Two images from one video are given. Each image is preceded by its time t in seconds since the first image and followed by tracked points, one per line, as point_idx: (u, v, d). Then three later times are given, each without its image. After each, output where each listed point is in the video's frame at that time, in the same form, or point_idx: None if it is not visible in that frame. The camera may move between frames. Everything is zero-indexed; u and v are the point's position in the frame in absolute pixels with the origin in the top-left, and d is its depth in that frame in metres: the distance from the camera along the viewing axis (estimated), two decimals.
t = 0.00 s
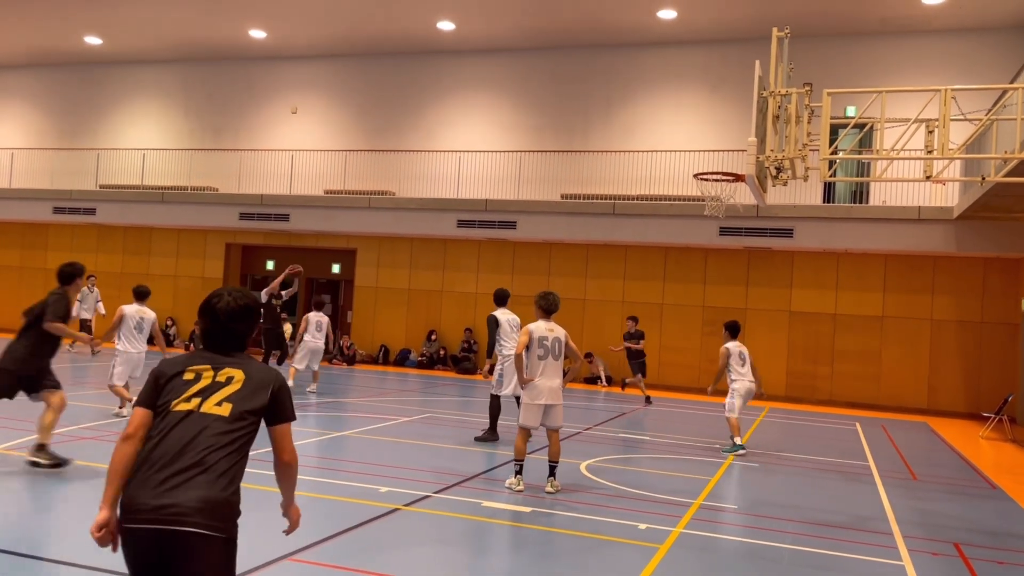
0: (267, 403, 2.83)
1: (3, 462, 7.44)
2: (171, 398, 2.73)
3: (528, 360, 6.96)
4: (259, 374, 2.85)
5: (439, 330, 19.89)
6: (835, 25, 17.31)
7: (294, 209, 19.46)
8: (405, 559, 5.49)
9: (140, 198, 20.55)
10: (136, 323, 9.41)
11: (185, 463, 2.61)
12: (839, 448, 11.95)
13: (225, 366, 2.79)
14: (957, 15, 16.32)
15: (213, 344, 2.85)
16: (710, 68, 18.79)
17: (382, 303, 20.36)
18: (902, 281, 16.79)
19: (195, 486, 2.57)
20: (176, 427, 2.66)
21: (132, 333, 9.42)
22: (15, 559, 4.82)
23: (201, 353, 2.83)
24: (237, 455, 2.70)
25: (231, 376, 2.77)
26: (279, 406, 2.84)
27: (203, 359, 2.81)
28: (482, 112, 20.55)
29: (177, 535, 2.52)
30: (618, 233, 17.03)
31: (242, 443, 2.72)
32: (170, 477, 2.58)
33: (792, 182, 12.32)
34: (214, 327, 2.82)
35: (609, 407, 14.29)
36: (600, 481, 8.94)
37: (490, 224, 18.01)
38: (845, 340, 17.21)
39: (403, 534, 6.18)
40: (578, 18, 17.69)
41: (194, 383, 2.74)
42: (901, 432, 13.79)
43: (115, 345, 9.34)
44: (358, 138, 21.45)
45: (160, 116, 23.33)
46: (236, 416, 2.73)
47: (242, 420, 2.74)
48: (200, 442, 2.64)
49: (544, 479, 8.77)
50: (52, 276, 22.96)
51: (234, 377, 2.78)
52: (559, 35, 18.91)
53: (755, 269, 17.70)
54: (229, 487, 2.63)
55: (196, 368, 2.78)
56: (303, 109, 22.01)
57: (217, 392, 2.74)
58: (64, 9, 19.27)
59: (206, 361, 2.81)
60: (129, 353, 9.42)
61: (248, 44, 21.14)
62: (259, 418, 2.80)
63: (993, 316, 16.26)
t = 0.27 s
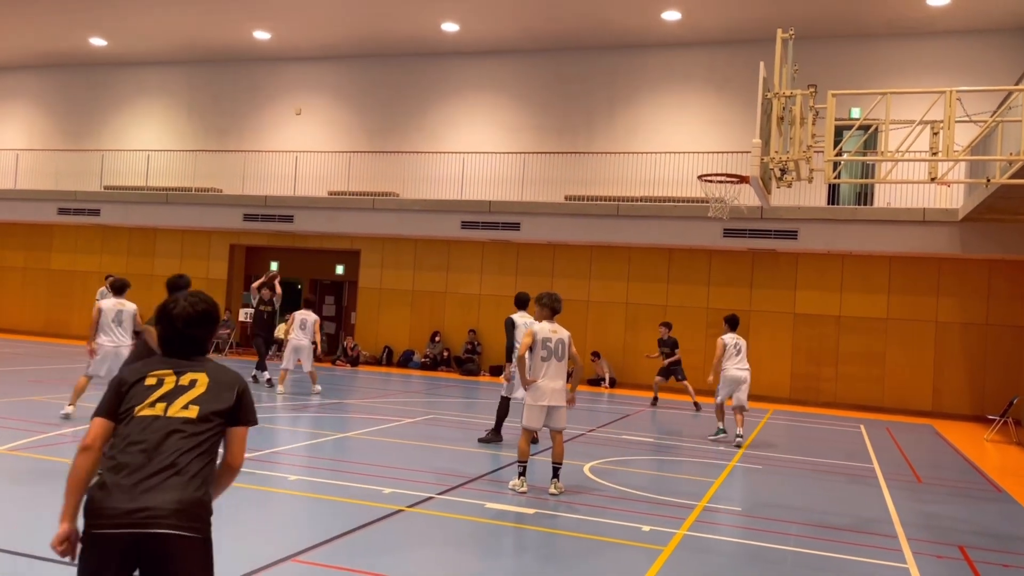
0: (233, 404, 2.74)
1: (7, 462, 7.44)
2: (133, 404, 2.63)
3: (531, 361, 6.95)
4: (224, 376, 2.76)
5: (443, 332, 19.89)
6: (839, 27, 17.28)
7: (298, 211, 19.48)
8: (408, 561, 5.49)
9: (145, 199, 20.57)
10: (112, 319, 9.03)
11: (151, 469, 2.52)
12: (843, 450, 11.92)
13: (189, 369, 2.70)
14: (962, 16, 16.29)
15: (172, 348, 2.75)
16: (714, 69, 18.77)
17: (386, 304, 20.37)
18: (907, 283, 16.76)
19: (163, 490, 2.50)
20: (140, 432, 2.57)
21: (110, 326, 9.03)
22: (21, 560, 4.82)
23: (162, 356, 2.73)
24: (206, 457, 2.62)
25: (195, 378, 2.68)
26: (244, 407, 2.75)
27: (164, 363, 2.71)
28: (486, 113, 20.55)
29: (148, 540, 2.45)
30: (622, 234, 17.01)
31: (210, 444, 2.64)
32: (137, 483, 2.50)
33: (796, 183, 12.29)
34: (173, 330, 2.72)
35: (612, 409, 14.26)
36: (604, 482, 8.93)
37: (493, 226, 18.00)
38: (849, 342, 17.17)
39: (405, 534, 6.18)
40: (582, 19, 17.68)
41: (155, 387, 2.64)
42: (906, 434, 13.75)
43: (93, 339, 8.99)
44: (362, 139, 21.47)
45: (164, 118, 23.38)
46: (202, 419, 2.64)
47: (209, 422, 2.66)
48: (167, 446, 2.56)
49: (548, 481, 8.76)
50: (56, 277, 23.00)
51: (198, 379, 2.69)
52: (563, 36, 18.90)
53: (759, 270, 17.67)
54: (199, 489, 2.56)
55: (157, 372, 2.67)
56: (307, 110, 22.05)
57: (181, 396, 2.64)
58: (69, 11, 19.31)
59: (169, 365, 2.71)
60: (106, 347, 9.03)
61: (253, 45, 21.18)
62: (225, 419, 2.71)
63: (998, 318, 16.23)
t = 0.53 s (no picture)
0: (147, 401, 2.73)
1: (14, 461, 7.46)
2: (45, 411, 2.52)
3: (535, 363, 6.94)
4: (133, 372, 2.73)
5: (449, 332, 19.89)
6: (846, 28, 17.25)
7: (304, 211, 19.52)
8: (414, 561, 5.49)
9: (152, 200, 20.64)
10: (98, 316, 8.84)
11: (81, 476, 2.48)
12: (850, 452, 11.88)
13: (101, 369, 2.63)
14: (969, 17, 16.23)
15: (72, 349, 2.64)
16: (720, 70, 18.75)
17: (392, 305, 20.38)
18: (914, 285, 16.70)
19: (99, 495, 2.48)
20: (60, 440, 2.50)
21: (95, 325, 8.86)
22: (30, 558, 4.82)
23: (65, 358, 2.61)
24: (129, 457, 2.63)
25: (110, 378, 2.63)
26: (155, 403, 2.76)
27: (69, 365, 2.60)
28: (492, 113, 20.56)
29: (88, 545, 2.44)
30: (628, 235, 16.99)
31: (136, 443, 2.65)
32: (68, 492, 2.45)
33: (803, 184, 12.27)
34: (75, 332, 2.60)
35: (618, 410, 14.24)
36: (610, 484, 8.92)
37: (499, 226, 18.00)
38: (856, 344, 17.11)
39: (411, 535, 6.19)
40: (588, 20, 17.68)
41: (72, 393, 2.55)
42: (913, 437, 13.70)
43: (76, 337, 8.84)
44: (369, 140, 21.51)
45: (171, 118, 23.45)
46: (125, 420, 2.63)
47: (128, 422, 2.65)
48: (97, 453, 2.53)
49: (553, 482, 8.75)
50: (64, 277, 23.09)
51: (114, 380, 2.64)
52: (570, 37, 18.90)
53: (766, 272, 17.63)
54: (131, 489, 2.58)
55: (67, 376, 2.57)
56: (313, 111, 22.09)
57: (102, 398, 2.60)
58: (78, 12, 19.40)
59: (76, 367, 2.60)
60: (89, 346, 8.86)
61: (260, 46, 21.25)
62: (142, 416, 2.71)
63: (1005, 320, 16.15)
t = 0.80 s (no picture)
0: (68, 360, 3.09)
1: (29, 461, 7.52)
2: None
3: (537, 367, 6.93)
4: (58, 330, 3.10)
5: (458, 333, 19.90)
6: (857, 28, 17.18)
7: (314, 212, 19.57)
8: (422, 562, 5.50)
9: (163, 200, 20.75)
10: (97, 316, 8.94)
11: None
12: (860, 454, 11.82)
13: (27, 332, 3.04)
14: (981, 18, 16.15)
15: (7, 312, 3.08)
16: (730, 71, 18.71)
17: (401, 305, 20.40)
18: (925, 287, 16.61)
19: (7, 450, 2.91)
20: None
21: (97, 326, 8.94)
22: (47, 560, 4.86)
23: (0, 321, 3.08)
24: (51, 409, 3.04)
25: (33, 341, 3.03)
26: (88, 354, 3.10)
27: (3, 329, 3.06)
28: (502, 114, 20.58)
29: None
30: (637, 236, 16.97)
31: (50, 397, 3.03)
32: None
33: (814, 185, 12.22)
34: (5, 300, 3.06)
35: (627, 411, 14.22)
36: (619, 485, 8.91)
37: (509, 227, 18.02)
38: (867, 346, 17.04)
39: (419, 535, 6.20)
40: (598, 21, 17.68)
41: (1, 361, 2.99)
42: (924, 439, 13.63)
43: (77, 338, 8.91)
44: (379, 141, 21.56)
45: (183, 119, 23.56)
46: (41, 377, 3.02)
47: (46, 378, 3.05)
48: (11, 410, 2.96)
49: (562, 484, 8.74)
50: (76, 277, 23.23)
51: (36, 342, 3.03)
52: (580, 38, 18.90)
53: (776, 273, 17.57)
54: (49, 439, 3.01)
55: None
56: (324, 112, 22.16)
57: (24, 358, 3.00)
58: (91, 13, 19.53)
59: (10, 329, 3.04)
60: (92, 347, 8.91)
61: (271, 47, 21.33)
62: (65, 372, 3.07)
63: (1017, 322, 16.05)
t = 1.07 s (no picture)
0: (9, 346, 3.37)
1: (48, 458, 7.60)
2: None
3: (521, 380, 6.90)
4: (11, 315, 3.39)
5: (471, 333, 19.93)
6: (873, 28, 17.09)
7: (329, 212, 19.65)
8: (436, 560, 5.53)
9: (179, 200, 20.90)
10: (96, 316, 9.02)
11: None
12: (875, 457, 11.75)
13: None
14: (999, 17, 16.02)
15: None
16: (745, 72, 18.65)
17: (415, 305, 20.44)
18: (941, 289, 16.50)
19: None
20: None
21: (96, 326, 9.02)
22: (68, 556, 4.93)
23: None
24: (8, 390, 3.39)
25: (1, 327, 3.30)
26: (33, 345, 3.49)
27: None
28: (516, 115, 20.60)
29: None
30: (651, 237, 16.94)
31: None
32: None
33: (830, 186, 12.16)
34: None
35: (640, 412, 14.19)
36: (632, 486, 8.90)
37: (522, 228, 18.04)
38: (882, 348, 16.93)
39: (432, 533, 6.23)
40: (613, 21, 17.67)
41: None
42: (939, 442, 13.53)
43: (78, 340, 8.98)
44: (393, 142, 21.63)
45: (199, 120, 23.71)
46: None
47: None
48: None
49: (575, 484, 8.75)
50: (93, 276, 23.43)
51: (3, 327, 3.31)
52: (594, 38, 18.90)
53: (791, 274, 17.50)
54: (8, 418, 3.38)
55: None
56: (338, 113, 22.25)
57: None
58: (109, 15, 19.71)
59: None
60: (93, 347, 8.98)
61: (286, 48, 21.45)
62: (16, 355, 3.41)
63: None
